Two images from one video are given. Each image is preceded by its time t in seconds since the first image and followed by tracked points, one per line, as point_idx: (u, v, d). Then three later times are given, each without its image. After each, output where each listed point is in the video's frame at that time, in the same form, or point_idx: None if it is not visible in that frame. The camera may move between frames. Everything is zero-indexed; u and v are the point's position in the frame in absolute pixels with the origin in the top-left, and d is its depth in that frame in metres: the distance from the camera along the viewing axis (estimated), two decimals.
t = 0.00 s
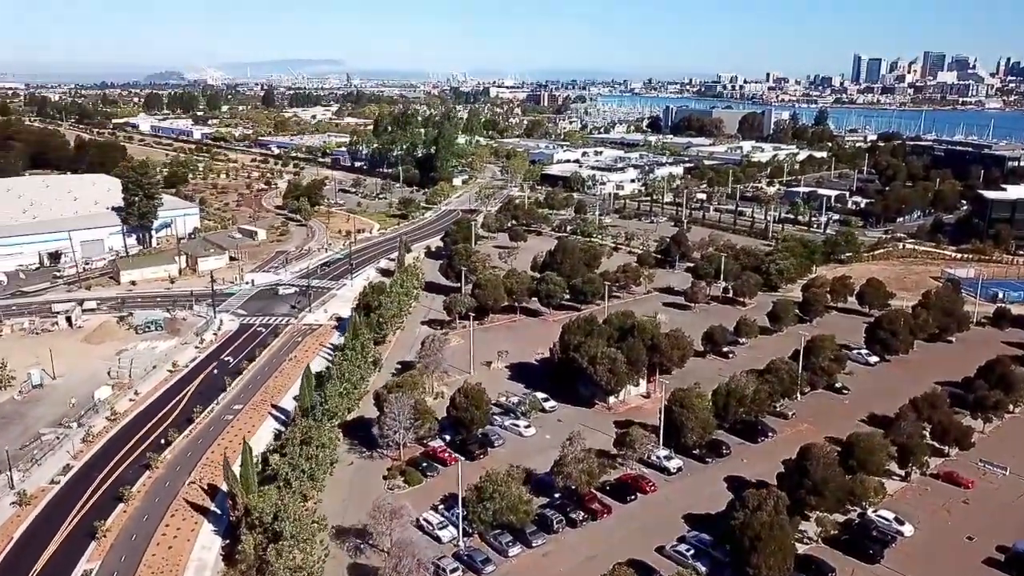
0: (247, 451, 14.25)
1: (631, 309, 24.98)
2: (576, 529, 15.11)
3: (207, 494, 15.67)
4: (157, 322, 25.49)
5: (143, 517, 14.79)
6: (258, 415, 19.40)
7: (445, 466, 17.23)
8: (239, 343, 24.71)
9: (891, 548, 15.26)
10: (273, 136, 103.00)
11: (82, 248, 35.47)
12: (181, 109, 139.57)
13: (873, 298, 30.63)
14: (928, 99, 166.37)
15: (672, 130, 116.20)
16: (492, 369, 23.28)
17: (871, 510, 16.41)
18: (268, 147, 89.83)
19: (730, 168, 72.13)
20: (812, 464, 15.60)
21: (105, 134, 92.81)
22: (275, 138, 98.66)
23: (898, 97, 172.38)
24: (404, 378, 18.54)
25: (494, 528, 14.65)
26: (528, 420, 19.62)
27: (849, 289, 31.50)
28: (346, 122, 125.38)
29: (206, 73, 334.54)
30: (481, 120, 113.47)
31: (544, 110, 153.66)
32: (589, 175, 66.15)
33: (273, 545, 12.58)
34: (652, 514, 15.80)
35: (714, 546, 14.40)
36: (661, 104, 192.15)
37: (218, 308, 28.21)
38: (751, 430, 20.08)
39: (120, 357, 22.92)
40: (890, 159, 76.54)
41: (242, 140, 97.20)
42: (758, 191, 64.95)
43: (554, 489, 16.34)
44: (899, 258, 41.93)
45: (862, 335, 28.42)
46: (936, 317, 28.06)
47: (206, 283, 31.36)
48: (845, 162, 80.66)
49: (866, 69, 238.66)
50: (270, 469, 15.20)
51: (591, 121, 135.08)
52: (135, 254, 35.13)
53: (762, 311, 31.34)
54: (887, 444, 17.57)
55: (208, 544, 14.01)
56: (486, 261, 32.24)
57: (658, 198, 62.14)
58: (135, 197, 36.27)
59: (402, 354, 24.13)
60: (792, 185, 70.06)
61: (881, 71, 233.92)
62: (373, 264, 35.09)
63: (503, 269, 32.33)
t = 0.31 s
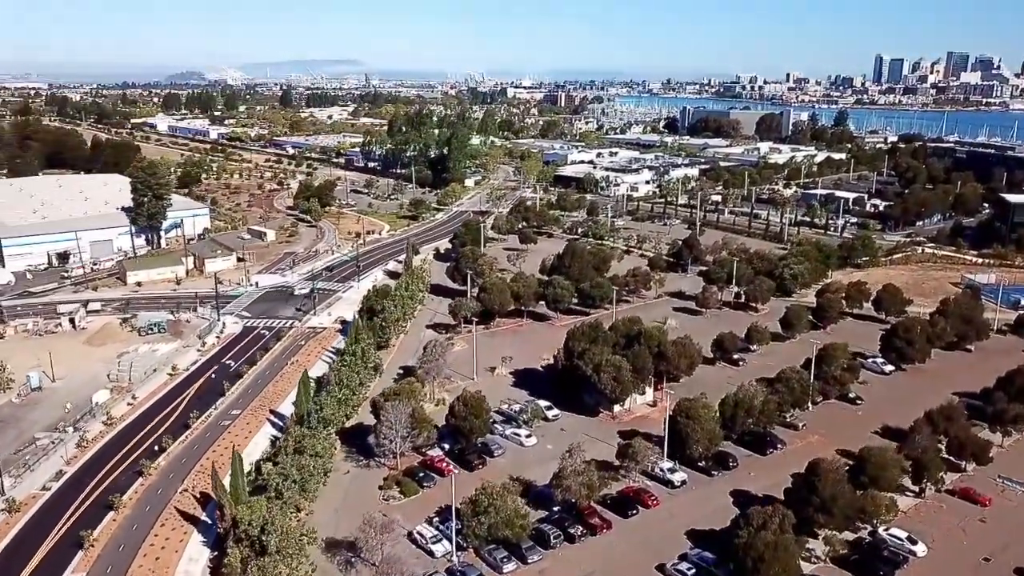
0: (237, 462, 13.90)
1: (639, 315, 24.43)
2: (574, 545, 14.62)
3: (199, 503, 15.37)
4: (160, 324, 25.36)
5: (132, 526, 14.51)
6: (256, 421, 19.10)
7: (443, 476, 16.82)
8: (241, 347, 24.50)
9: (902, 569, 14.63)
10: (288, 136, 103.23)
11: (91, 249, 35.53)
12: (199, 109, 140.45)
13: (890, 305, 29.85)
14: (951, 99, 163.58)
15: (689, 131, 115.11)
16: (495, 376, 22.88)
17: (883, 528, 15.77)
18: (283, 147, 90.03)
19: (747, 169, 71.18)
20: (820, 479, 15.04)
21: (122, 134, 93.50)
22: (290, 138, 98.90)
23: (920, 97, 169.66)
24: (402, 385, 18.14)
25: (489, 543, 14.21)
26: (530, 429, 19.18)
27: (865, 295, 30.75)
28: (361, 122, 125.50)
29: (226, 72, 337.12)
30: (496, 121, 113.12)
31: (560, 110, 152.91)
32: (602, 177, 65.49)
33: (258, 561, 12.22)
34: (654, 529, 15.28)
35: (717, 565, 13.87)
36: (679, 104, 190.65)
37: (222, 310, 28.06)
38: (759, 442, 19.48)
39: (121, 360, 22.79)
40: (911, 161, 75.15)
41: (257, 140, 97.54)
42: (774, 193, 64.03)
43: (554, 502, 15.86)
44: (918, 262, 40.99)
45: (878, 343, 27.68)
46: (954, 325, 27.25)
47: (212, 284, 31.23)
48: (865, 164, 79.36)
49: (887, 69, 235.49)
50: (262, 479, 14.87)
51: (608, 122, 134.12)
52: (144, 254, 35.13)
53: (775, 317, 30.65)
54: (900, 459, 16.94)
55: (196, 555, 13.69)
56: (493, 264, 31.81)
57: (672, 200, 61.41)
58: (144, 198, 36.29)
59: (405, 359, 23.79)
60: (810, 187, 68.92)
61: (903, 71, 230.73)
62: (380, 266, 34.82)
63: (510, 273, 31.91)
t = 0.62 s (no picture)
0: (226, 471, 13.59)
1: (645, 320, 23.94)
2: (570, 559, 14.20)
3: (190, 511, 15.09)
4: (161, 326, 25.21)
5: (121, 535, 14.23)
6: (251, 427, 18.83)
7: (439, 486, 16.45)
8: (241, 350, 24.28)
9: None
10: (300, 136, 103.38)
11: (97, 249, 35.56)
12: (213, 109, 141.13)
13: (903, 311, 29.20)
14: (971, 100, 161.25)
15: (702, 132, 114.16)
16: (497, 381, 22.50)
17: (892, 545, 15.19)
18: (294, 147, 90.12)
19: (760, 170, 70.39)
20: (826, 494, 14.55)
21: (135, 133, 94.00)
22: (302, 138, 98.97)
23: (939, 98, 167.48)
24: (398, 392, 17.77)
25: (482, 557, 13.82)
26: (530, 438, 18.77)
27: (877, 300, 30.09)
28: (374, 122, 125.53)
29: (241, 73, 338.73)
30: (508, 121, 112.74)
31: (573, 110, 152.29)
32: (613, 177, 64.91)
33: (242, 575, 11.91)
34: (653, 544, 14.83)
35: None
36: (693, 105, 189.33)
37: (225, 312, 27.90)
38: (765, 453, 18.95)
39: (120, 362, 22.63)
40: (928, 162, 74.00)
41: (269, 140, 97.73)
42: (787, 195, 63.23)
43: (551, 514, 15.45)
44: (933, 267, 40.19)
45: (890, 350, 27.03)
46: (969, 332, 26.55)
47: (216, 285, 31.08)
48: (880, 165, 78.24)
49: (905, 69, 232.92)
50: (252, 488, 14.56)
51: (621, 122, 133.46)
52: (149, 255, 35.09)
53: (785, 323, 30.06)
54: (910, 473, 16.39)
55: (183, 566, 13.39)
56: (498, 266, 31.45)
57: (683, 201, 60.78)
58: (150, 198, 36.26)
59: (406, 364, 23.47)
60: (825, 189, 67.96)
61: (921, 71, 228.07)
62: (385, 268, 34.55)
63: (516, 276, 31.54)
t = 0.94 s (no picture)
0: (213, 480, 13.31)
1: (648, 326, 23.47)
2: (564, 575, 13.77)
3: (178, 521, 14.81)
4: (162, 329, 25.02)
5: (107, 545, 13.97)
6: (246, 433, 18.56)
7: (433, 497, 16.09)
8: (241, 354, 24.04)
9: None
10: (311, 137, 103.46)
11: (103, 250, 35.54)
12: (226, 109, 141.65)
13: (916, 317, 28.54)
14: (990, 101, 158.94)
15: (715, 133, 113.25)
16: (498, 388, 22.12)
17: (901, 564, 14.57)
18: (305, 147, 90.14)
19: (773, 172, 69.55)
20: (832, 510, 14.06)
21: (148, 133, 94.47)
22: (313, 138, 98.90)
23: (957, 99, 165.29)
24: (393, 399, 17.44)
25: (473, 572, 13.43)
26: (529, 447, 18.38)
27: (890, 306, 29.43)
28: (385, 122, 125.42)
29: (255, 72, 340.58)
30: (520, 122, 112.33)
31: (585, 110, 151.60)
32: (624, 179, 64.34)
33: None
34: (651, 559, 14.39)
35: None
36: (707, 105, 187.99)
37: (226, 315, 27.69)
38: (771, 464, 18.43)
39: (118, 365, 22.44)
40: (944, 164, 72.88)
41: (280, 140, 97.81)
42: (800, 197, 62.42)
43: (547, 527, 15.04)
44: (948, 271, 39.39)
45: (902, 358, 26.37)
46: (984, 339, 25.85)
47: (218, 287, 30.90)
48: (896, 167, 77.16)
49: (923, 69, 230.27)
50: (241, 498, 14.26)
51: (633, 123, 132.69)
52: (154, 256, 34.99)
53: (795, 328, 29.45)
54: (920, 488, 15.85)
55: None
56: (502, 269, 31.06)
57: (694, 202, 60.14)
58: (155, 199, 36.20)
59: (406, 369, 23.14)
60: (838, 191, 67.03)
61: (939, 71, 225.43)
62: (390, 270, 34.26)
63: (520, 279, 31.14)
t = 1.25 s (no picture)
0: (197, 491, 12.95)
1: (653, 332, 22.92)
2: None
3: (164, 531, 14.48)
4: (161, 331, 24.85)
5: (90, 556, 13.65)
6: (240, 439, 18.24)
7: (426, 509, 15.68)
8: (240, 357, 23.78)
9: None
10: (324, 137, 103.59)
11: (109, 250, 35.52)
12: (241, 109, 142.25)
13: (931, 324, 27.80)
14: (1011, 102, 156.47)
15: (730, 133, 112.24)
16: (498, 395, 21.70)
17: None
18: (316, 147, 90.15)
19: (787, 173, 68.63)
20: (837, 530, 13.53)
21: (162, 133, 94.93)
22: (326, 139, 98.98)
23: (977, 99, 162.87)
24: (387, 407, 17.05)
25: None
26: (528, 457, 17.94)
27: (904, 312, 28.70)
28: (398, 122, 125.44)
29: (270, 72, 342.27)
30: (533, 123, 111.86)
31: (599, 110, 150.84)
32: (635, 180, 63.74)
33: None
34: None
35: None
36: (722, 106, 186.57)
37: (227, 317, 27.47)
38: (776, 477, 17.85)
39: (115, 368, 22.25)
40: (963, 166, 71.63)
41: (293, 140, 97.97)
42: (814, 199, 61.53)
43: (541, 542, 14.60)
44: (966, 276, 38.51)
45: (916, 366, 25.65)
46: (1001, 348, 25.07)
47: (222, 289, 30.72)
48: (913, 168, 75.96)
49: (942, 69, 227.37)
50: (227, 509, 13.90)
51: (647, 123, 131.85)
52: (159, 257, 34.90)
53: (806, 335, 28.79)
54: (931, 506, 15.26)
55: None
56: (507, 272, 30.63)
57: (706, 204, 59.43)
58: (161, 200, 36.12)
59: (405, 375, 22.77)
60: (854, 193, 66.04)
61: (959, 71, 222.43)
62: (395, 273, 33.94)
63: (525, 283, 30.69)
